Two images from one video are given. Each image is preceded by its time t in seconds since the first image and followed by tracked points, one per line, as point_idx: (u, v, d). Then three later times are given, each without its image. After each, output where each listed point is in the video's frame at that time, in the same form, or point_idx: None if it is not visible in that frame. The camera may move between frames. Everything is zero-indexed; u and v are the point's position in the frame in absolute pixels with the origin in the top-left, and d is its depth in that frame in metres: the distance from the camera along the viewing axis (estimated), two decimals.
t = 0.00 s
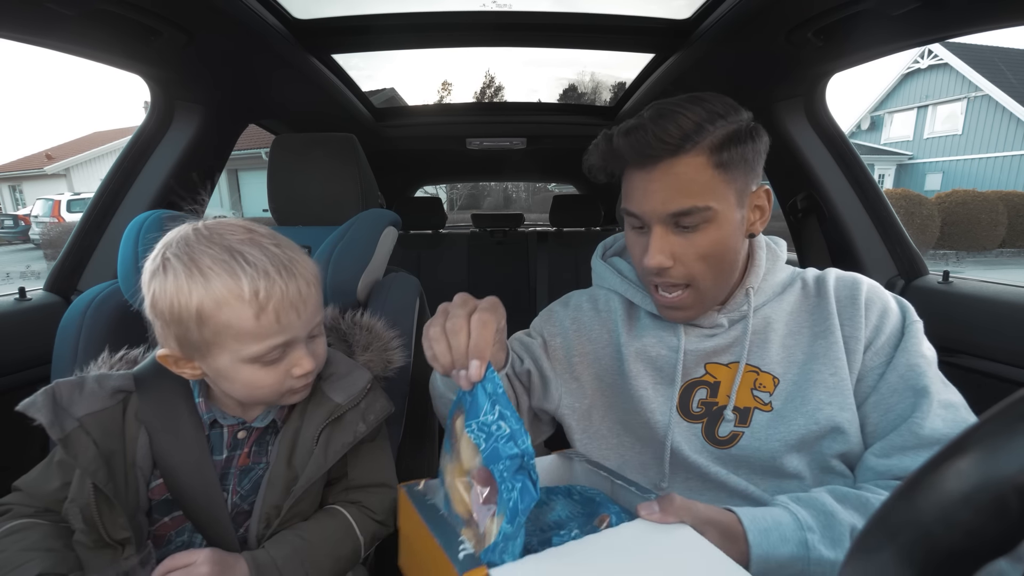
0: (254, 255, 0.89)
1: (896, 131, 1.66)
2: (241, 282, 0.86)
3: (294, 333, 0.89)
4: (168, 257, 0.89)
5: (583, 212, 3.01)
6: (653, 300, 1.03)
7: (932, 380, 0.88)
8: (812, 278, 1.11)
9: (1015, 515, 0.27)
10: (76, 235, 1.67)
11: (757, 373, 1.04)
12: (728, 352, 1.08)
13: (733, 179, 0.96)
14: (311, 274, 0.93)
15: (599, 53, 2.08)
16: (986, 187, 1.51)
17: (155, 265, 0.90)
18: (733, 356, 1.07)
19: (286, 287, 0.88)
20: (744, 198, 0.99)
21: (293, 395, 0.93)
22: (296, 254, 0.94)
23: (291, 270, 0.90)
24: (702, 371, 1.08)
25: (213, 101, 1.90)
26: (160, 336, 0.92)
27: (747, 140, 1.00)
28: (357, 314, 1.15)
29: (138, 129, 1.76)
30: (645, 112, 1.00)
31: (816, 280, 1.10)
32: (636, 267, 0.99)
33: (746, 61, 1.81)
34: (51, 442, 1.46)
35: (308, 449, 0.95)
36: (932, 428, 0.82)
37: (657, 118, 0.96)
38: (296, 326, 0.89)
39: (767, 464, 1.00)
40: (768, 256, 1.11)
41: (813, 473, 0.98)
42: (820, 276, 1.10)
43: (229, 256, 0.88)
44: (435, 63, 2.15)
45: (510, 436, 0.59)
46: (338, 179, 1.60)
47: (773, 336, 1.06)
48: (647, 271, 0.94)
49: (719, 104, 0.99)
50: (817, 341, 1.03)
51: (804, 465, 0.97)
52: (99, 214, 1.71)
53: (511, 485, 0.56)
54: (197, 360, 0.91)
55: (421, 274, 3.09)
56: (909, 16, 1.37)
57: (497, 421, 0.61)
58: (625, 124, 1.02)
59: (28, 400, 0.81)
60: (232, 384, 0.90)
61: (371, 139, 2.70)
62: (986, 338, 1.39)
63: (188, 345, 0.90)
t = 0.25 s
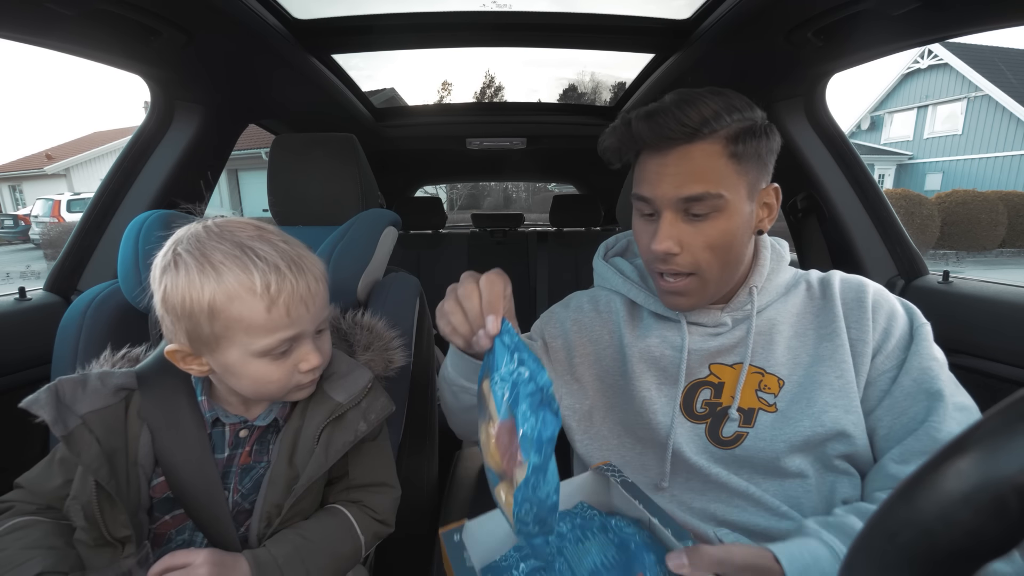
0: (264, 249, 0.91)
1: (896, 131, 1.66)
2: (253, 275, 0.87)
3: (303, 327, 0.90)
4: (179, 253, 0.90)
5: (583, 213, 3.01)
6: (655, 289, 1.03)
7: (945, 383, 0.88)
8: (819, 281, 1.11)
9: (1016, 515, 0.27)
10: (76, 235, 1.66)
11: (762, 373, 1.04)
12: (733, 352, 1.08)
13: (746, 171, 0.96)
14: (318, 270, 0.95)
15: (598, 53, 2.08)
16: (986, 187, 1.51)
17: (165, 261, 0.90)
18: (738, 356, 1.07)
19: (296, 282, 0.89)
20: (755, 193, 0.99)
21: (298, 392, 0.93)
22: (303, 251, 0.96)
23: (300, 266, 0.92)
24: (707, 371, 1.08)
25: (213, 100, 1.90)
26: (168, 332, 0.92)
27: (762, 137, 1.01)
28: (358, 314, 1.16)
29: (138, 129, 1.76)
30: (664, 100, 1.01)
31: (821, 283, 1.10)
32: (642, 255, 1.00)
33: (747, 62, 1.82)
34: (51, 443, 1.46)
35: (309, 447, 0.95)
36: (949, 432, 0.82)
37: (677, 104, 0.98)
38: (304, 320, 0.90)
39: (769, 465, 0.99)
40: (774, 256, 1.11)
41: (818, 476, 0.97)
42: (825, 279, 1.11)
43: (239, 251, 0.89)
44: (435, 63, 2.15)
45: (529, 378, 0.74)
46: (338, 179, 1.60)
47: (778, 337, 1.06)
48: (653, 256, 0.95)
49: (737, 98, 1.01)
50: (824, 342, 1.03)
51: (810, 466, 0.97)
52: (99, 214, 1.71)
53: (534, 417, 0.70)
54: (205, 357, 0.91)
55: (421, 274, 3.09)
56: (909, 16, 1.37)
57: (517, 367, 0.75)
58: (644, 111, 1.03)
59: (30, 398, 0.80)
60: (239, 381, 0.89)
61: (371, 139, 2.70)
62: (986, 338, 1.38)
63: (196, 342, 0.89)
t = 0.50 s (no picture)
0: (256, 244, 0.91)
1: (896, 131, 1.66)
2: (246, 270, 0.87)
3: (298, 320, 0.90)
4: (172, 251, 0.89)
5: (583, 213, 3.00)
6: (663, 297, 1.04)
7: (955, 396, 0.89)
8: (824, 284, 1.11)
9: (1015, 515, 0.27)
10: (76, 235, 1.66)
11: (765, 379, 1.04)
12: (736, 357, 1.07)
13: (756, 180, 0.95)
14: (311, 264, 0.95)
15: (598, 52, 2.08)
16: (986, 187, 1.51)
17: (158, 259, 0.90)
18: (741, 361, 1.07)
19: (290, 276, 0.90)
20: (765, 199, 0.98)
21: (295, 388, 0.93)
22: (296, 245, 0.96)
23: (293, 259, 0.92)
24: (710, 376, 1.07)
25: (213, 101, 1.90)
26: (164, 331, 0.91)
27: (770, 141, 1.00)
28: (357, 313, 1.15)
29: (138, 129, 1.76)
30: (671, 110, 1.00)
31: (826, 287, 1.10)
32: (650, 265, 0.99)
33: (747, 61, 1.81)
34: (51, 443, 1.46)
35: (308, 448, 0.95)
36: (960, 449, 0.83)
37: (683, 115, 0.96)
38: (299, 313, 0.90)
39: (772, 470, 1.00)
40: (776, 258, 1.11)
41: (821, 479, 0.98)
42: (830, 282, 1.10)
43: (232, 246, 0.89)
44: (435, 63, 2.15)
45: (526, 325, 0.82)
46: (338, 179, 1.60)
47: (782, 342, 1.06)
48: (665, 270, 0.94)
49: (743, 101, 1.00)
50: (829, 348, 1.02)
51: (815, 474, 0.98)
52: (99, 214, 1.71)
53: (534, 356, 0.81)
54: (202, 354, 0.90)
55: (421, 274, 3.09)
56: (909, 16, 1.37)
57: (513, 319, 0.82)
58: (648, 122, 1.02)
59: (29, 401, 0.80)
60: (235, 377, 0.89)
61: (371, 139, 2.71)
62: (986, 338, 1.38)
63: (191, 339, 0.89)
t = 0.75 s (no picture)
0: (260, 251, 0.91)
1: (896, 131, 1.66)
2: (251, 279, 0.87)
3: (303, 329, 0.90)
4: (174, 258, 0.89)
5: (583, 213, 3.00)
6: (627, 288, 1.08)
7: (926, 374, 0.90)
8: (801, 274, 1.13)
9: (1015, 515, 0.27)
10: (76, 236, 1.66)
11: (749, 370, 1.05)
12: (717, 351, 1.10)
13: (681, 162, 1.01)
14: (315, 273, 0.95)
15: (598, 52, 2.08)
16: (986, 187, 1.51)
17: (159, 266, 0.90)
18: (723, 355, 1.09)
19: (295, 286, 0.90)
20: (697, 181, 1.03)
21: (298, 395, 0.94)
22: (300, 254, 0.96)
23: (298, 267, 0.92)
24: (695, 372, 1.09)
25: (213, 101, 1.90)
26: (165, 338, 0.91)
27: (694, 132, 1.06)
28: (357, 314, 1.16)
29: (138, 129, 1.76)
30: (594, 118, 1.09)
31: (803, 275, 1.12)
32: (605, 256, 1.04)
33: (747, 62, 1.82)
34: (51, 443, 1.46)
35: (308, 448, 0.95)
36: (926, 424, 0.85)
37: (603, 115, 1.04)
38: (304, 322, 0.90)
39: (767, 462, 0.98)
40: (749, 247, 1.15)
41: (815, 475, 0.96)
42: (808, 270, 1.12)
43: (235, 254, 0.89)
44: (435, 63, 2.15)
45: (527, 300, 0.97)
46: (338, 179, 1.60)
47: (762, 332, 1.07)
48: (613, 253, 0.99)
49: (661, 101, 1.07)
50: (809, 334, 1.04)
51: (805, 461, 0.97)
52: (99, 214, 1.71)
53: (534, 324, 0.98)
54: (204, 361, 0.91)
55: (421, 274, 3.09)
56: (909, 16, 1.37)
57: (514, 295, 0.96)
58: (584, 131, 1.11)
59: (27, 405, 0.80)
60: (239, 385, 0.89)
61: (372, 139, 2.71)
62: (986, 338, 1.38)
63: (194, 347, 0.89)
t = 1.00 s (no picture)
0: (259, 252, 0.91)
1: (896, 131, 1.66)
2: (251, 280, 0.87)
3: (304, 329, 0.90)
4: (173, 260, 0.89)
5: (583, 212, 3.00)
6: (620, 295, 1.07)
7: (909, 369, 0.88)
8: (795, 270, 1.12)
9: (1015, 515, 0.26)
10: (76, 236, 1.66)
11: (741, 369, 1.04)
12: (709, 352, 1.09)
13: (669, 164, 1.00)
14: (315, 273, 0.95)
15: (598, 53, 2.08)
16: (986, 187, 1.51)
17: (159, 267, 0.90)
18: (715, 355, 1.09)
19: (296, 286, 0.90)
20: (685, 183, 1.03)
21: (300, 394, 0.94)
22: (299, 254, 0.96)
23: (298, 268, 0.92)
24: (688, 373, 1.09)
25: (213, 101, 1.89)
26: (166, 340, 0.91)
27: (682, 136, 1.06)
28: (358, 313, 1.16)
29: (138, 129, 1.76)
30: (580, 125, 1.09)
31: (795, 271, 1.11)
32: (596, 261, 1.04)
33: (746, 62, 1.81)
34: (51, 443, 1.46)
35: (309, 448, 0.95)
36: (904, 419, 0.83)
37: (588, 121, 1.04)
38: (305, 322, 0.90)
39: (761, 461, 0.98)
40: (743, 245, 1.14)
41: (807, 475, 0.96)
42: (800, 266, 1.11)
43: (235, 254, 0.89)
44: (435, 64, 2.15)
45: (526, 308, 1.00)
46: (338, 179, 1.60)
47: (753, 330, 1.07)
48: (603, 258, 0.99)
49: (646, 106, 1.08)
50: (800, 331, 1.03)
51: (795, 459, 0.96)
52: (99, 214, 1.71)
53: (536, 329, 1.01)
54: (205, 363, 0.90)
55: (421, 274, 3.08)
56: (909, 16, 1.37)
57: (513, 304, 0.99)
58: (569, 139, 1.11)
59: (27, 404, 0.80)
60: (241, 385, 0.90)
61: (371, 139, 2.71)
62: (987, 338, 1.38)
63: (196, 348, 0.89)
